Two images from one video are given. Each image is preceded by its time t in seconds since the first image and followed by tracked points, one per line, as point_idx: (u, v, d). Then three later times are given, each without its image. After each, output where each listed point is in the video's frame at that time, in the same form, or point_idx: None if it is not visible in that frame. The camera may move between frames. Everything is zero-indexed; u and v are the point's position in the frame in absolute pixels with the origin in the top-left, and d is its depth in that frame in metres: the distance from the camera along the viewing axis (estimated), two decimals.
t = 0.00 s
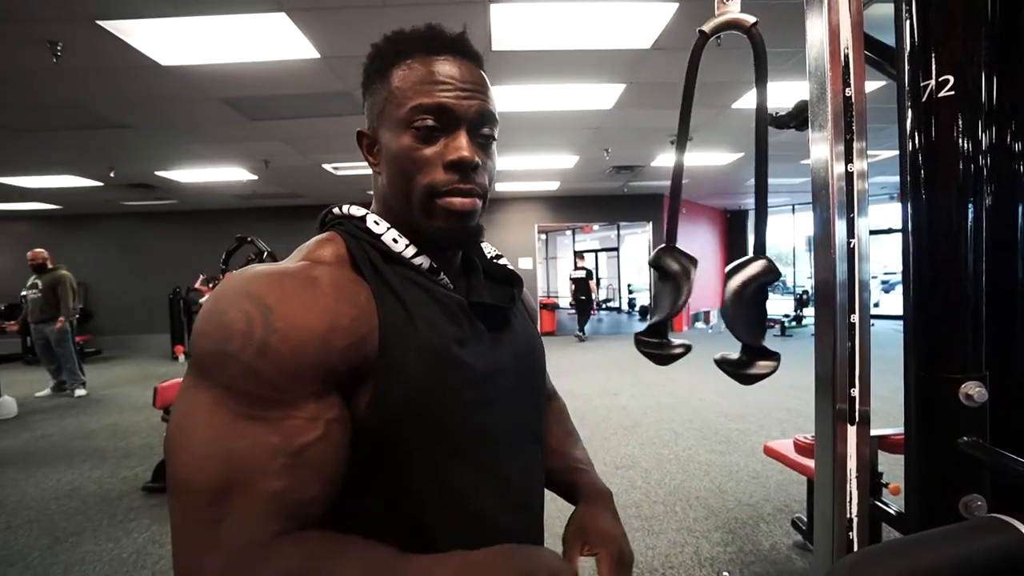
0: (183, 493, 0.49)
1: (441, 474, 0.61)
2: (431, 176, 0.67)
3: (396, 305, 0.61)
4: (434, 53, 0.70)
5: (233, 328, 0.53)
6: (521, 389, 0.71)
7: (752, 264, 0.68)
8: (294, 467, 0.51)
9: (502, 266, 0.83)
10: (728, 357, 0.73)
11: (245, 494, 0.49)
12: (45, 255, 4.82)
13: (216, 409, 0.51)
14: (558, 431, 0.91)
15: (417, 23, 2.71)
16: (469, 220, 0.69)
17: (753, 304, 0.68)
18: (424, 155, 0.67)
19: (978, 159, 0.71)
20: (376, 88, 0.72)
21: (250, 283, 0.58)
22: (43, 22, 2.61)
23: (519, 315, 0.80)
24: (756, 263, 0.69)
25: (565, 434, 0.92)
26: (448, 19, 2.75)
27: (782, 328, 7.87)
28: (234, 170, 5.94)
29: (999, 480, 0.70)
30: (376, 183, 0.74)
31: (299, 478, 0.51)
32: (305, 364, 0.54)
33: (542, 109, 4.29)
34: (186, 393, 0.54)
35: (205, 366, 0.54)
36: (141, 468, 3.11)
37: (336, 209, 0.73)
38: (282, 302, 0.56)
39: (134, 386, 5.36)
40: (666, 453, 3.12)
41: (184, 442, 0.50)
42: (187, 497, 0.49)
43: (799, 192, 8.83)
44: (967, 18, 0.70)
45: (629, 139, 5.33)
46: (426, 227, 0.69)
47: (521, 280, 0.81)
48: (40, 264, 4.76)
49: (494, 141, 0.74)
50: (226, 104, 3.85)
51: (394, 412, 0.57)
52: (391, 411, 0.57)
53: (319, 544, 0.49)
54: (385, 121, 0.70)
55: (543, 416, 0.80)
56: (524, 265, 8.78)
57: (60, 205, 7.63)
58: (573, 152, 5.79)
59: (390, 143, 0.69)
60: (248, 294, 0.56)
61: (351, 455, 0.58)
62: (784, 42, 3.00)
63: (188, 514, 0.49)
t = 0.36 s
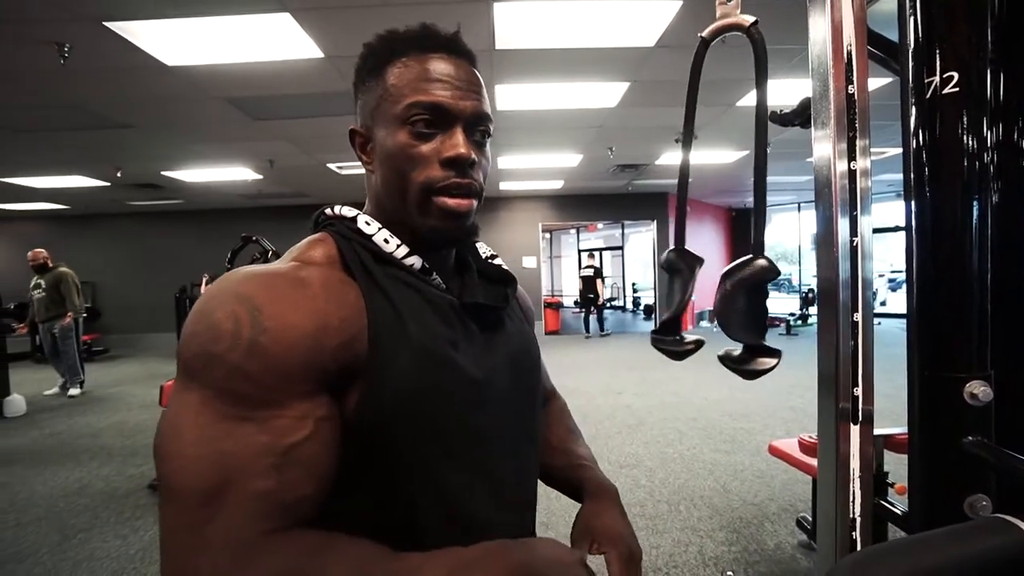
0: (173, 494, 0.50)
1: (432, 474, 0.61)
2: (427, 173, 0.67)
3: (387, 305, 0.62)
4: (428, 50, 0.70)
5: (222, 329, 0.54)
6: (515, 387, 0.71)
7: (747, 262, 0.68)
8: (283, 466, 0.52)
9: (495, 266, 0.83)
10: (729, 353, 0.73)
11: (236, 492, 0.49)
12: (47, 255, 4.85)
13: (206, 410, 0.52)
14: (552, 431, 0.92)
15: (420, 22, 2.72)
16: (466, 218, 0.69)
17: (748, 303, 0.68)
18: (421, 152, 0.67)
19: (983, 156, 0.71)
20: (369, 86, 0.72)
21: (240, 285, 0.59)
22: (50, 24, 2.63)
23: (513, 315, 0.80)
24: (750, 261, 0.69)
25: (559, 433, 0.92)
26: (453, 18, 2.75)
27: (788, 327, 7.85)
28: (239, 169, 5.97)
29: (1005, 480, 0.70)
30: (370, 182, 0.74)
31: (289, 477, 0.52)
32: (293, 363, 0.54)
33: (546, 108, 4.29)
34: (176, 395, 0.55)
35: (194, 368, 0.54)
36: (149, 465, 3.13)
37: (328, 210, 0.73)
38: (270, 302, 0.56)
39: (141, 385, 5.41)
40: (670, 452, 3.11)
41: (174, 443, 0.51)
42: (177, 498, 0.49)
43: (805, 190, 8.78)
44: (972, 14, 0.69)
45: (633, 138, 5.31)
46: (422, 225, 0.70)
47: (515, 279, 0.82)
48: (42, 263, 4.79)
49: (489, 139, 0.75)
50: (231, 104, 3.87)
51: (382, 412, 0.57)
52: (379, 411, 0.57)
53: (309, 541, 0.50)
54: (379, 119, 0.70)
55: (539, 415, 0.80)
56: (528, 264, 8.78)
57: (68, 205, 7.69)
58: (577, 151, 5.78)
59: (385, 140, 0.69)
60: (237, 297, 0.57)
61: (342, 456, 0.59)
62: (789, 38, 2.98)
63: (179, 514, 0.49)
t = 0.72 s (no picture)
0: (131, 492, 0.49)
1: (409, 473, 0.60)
2: (416, 178, 0.67)
3: (364, 304, 0.62)
4: (409, 49, 0.70)
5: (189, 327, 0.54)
6: (506, 386, 0.71)
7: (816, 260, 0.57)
8: (250, 465, 0.51)
9: (491, 263, 0.83)
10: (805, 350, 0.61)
11: (195, 492, 0.49)
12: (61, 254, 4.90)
13: (171, 409, 0.52)
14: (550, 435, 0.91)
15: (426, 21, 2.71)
16: (457, 221, 0.70)
17: (824, 302, 0.57)
18: (408, 156, 0.68)
19: (996, 155, 0.69)
20: (350, 86, 0.71)
21: (213, 282, 0.59)
22: (62, 26, 2.66)
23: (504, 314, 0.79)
24: (819, 259, 0.58)
25: (562, 438, 0.91)
26: (459, 19, 2.75)
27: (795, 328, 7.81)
28: (247, 170, 6.02)
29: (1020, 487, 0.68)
30: (356, 185, 0.75)
31: (254, 478, 0.51)
32: (263, 361, 0.54)
33: (553, 107, 4.27)
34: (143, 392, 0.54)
35: (163, 366, 0.54)
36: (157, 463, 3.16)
37: (313, 210, 0.74)
38: (242, 301, 0.56)
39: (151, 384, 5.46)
40: (676, 453, 3.10)
41: (136, 440, 0.51)
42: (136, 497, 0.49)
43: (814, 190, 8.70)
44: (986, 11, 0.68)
45: (641, 137, 5.29)
46: (411, 229, 0.70)
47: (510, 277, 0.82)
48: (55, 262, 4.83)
49: (475, 137, 0.75)
50: (238, 104, 3.89)
51: (357, 410, 0.57)
52: (353, 409, 0.57)
53: (272, 533, 0.50)
54: (362, 121, 0.70)
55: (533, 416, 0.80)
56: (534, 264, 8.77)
57: (80, 205, 7.79)
58: (584, 150, 5.77)
59: (369, 144, 0.69)
60: (209, 294, 0.57)
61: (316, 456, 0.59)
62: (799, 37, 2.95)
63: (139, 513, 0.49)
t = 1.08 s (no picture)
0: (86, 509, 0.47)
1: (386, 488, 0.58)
2: (410, 176, 0.67)
3: (344, 313, 0.60)
4: (416, 46, 0.70)
5: (153, 335, 0.51)
6: (492, 395, 0.69)
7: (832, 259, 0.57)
8: (212, 486, 0.48)
9: (475, 269, 0.83)
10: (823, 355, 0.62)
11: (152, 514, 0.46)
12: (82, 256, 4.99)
13: (127, 424, 0.49)
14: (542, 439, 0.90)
15: (434, 23, 2.73)
16: (445, 224, 0.69)
17: (843, 303, 0.57)
18: (404, 152, 0.67)
19: (1015, 153, 0.68)
20: (350, 75, 0.70)
21: (181, 287, 0.56)
22: (79, 32, 2.71)
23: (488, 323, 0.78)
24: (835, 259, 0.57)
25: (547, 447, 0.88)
26: (467, 19, 2.76)
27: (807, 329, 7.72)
28: (258, 171, 6.08)
29: None
30: (341, 177, 0.73)
31: (219, 498, 0.48)
32: (232, 372, 0.51)
33: (562, 107, 4.27)
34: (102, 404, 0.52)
35: (124, 377, 0.51)
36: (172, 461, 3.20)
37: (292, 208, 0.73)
38: (211, 307, 0.54)
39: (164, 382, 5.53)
40: (685, 454, 3.08)
41: (92, 456, 0.48)
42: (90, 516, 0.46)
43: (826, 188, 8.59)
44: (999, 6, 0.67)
45: (650, 137, 5.28)
46: (398, 227, 0.69)
47: (495, 284, 0.82)
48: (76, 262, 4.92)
49: (473, 144, 0.75)
50: (250, 107, 3.93)
51: (335, 423, 0.55)
52: (329, 423, 0.55)
53: (227, 566, 0.46)
54: (359, 112, 0.69)
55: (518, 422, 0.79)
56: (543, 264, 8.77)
57: (96, 207, 7.92)
58: (592, 150, 5.76)
59: (365, 135, 0.68)
60: (174, 301, 0.54)
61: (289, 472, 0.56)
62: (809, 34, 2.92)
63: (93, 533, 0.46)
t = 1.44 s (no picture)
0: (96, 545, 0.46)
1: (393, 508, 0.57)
2: (442, 183, 0.65)
3: (354, 332, 0.58)
4: (446, 55, 0.68)
5: (161, 365, 0.48)
6: (487, 407, 0.70)
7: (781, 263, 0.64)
8: (231, 525, 0.49)
9: (464, 273, 0.82)
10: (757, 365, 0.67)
11: (174, 554, 0.46)
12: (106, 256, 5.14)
13: (136, 459, 0.47)
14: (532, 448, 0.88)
15: (449, 24, 2.75)
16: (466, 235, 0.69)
17: (784, 310, 0.63)
18: (436, 160, 0.65)
19: None
20: (379, 74, 0.67)
21: (181, 304, 0.52)
22: (105, 38, 2.79)
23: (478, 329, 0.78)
24: (785, 262, 0.64)
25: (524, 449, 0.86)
26: (481, 20, 2.77)
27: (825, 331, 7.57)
28: (276, 172, 6.18)
29: None
30: (353, 175, 0.68)
31: (238, 534, 0.49)
32: (247, 406, 0.50)
33: (577, 106, 4.25)
34: (101, 429, 0.49)
35: (123, 405, 0.48)
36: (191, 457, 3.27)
37: (283, 208, 0.70)
38: (219, 329, 0.51)
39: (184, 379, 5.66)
40: (700, 457, 3.04)
41: (99, 492, 0.47)
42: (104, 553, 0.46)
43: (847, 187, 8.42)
44: None
45: (664, 136, 5.24)
46: (419, 236, 0.67)
47: (486, 288, 0.81)
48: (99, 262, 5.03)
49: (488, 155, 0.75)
50: (268, 109, 4.00)
51: (347, 449, 0.53)
52: (342, 450, 0.53)
53: None
54: (388, 113, 0.66)
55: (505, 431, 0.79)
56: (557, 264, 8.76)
57: (120, 208, 8.14)
58: (607, 150, 5.72)
59: (395, 138, 0.65)
60: (177, 323, 0.51)
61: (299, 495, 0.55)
62: (828, 30, 2.87)
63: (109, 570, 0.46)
